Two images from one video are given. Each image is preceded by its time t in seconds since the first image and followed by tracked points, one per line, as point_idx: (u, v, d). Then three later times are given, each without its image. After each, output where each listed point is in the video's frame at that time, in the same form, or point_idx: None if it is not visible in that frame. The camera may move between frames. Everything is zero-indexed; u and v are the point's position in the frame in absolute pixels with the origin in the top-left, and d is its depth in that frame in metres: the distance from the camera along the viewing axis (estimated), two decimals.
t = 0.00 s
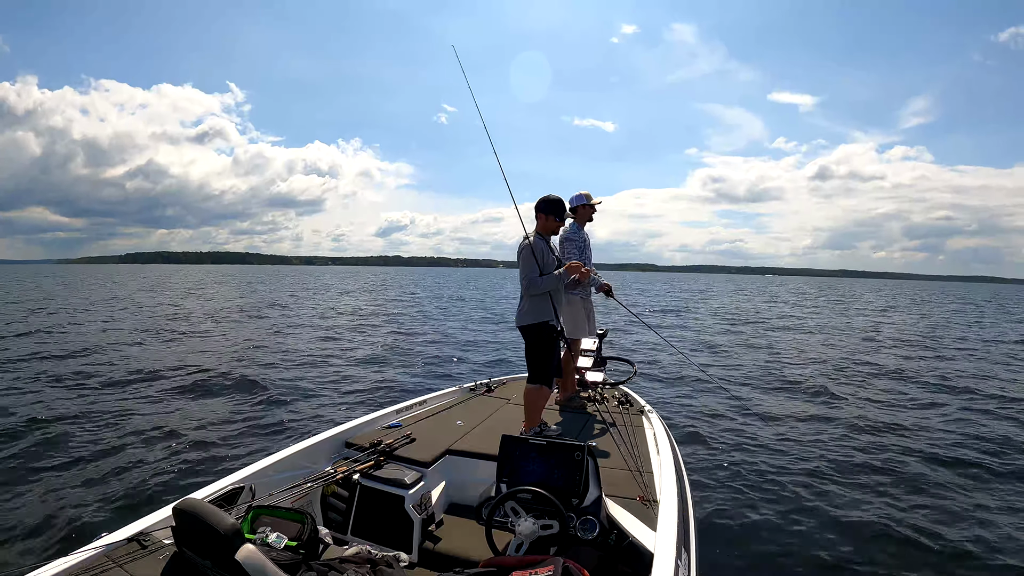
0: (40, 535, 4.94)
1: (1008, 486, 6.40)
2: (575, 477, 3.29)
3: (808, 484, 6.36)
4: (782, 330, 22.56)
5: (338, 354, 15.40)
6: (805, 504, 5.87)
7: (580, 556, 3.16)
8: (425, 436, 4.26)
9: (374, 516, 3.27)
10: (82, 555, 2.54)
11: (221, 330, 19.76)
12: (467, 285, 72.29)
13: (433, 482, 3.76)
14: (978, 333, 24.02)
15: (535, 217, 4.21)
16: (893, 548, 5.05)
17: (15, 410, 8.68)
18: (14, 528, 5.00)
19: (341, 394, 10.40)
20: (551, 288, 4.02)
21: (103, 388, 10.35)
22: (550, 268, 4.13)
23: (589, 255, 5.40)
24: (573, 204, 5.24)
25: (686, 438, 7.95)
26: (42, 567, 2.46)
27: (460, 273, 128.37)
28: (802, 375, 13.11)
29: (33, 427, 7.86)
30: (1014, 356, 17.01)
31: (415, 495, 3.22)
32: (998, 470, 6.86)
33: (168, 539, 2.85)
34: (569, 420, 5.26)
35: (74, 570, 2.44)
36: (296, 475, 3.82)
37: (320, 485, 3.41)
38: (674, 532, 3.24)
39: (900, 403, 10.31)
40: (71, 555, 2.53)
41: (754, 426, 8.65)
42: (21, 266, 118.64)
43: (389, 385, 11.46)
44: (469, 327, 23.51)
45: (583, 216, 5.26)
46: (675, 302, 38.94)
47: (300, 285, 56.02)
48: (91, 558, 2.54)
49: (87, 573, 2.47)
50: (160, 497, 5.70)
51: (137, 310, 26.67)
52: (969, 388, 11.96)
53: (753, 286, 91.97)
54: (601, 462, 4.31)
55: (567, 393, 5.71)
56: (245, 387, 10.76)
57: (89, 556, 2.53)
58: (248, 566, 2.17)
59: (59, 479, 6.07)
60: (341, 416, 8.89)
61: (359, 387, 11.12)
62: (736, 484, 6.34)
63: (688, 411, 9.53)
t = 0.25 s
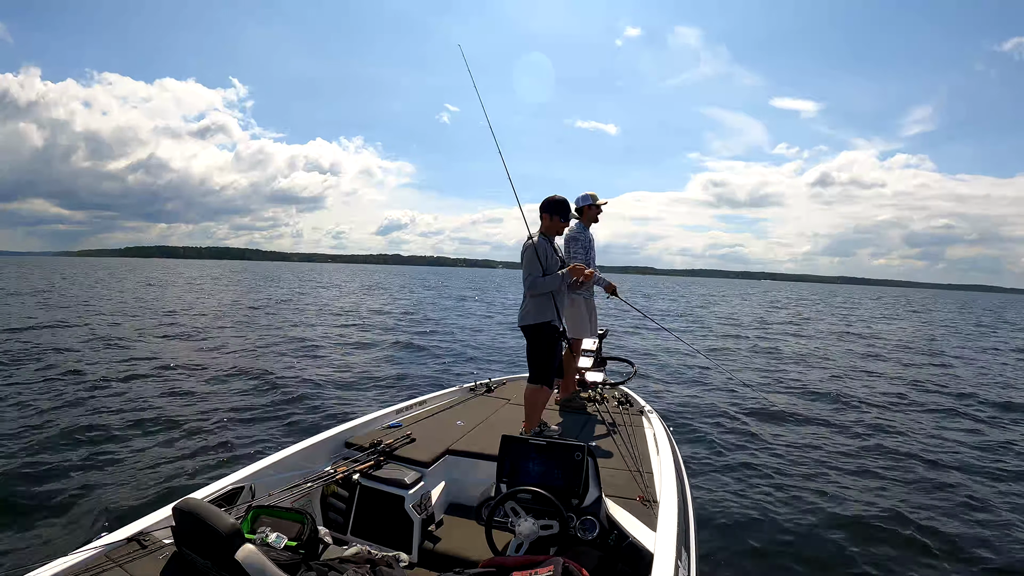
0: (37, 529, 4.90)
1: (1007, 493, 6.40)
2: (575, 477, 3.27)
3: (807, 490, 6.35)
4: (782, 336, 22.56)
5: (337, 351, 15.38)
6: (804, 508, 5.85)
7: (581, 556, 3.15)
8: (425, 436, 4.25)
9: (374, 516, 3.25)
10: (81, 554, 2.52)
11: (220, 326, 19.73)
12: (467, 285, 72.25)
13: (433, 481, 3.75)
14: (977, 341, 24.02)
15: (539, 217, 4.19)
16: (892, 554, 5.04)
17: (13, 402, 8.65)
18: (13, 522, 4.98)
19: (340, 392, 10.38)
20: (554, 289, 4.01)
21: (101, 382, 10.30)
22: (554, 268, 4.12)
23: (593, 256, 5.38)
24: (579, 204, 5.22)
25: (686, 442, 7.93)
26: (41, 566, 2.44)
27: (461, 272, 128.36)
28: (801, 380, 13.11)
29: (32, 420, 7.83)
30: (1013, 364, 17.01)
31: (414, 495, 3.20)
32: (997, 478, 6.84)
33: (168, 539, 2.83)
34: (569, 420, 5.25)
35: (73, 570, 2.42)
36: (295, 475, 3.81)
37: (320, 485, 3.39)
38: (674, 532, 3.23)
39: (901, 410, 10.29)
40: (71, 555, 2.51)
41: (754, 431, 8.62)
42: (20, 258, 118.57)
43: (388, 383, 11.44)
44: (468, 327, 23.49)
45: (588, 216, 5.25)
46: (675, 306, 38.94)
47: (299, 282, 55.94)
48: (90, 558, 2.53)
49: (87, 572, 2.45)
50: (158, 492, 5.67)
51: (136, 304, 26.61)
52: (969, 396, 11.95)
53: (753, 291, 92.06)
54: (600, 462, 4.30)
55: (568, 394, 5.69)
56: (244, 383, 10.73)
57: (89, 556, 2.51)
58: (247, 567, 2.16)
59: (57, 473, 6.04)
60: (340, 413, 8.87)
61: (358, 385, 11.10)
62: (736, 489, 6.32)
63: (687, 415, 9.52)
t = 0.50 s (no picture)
0: (37, 523, 4.90)
1: (1005, 497, 6.41)
2: (575, 477, 3.28)
3: (806, 491, 6.35)
4: (782, 337, 22.57)
5: (337, 348, 15.37)
6: (803, 510, 5.86)
7: (581, 556, 3.15)
8: (425, 436, 4.24)
9: (374, 515, 3.26)
10: (81, 554, 2.52)
11: (220, 320, 19.71)
12: (467, 282, 72.25)
13: (433, 481, 3.75)
14: (976, 345, 24.04)
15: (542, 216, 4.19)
16: (890, 557, 5.05)
17: (12, 396, 8.63)
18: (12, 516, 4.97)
19: (339, 388, 10.36)
20: (556, 289, 4.01)
21: (100, 376, 10.28)
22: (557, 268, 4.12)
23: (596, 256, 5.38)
24: (583, 204, 5.22)
25: (685, 443, 7.93)
26: (41, 566, 2.44)
27: (461, 270, 128.36)
28: (800, 381, 13.12)
29: (31, 413, 7.81)
30: (1012, 368, 17.03)
31: (415, 495, 3.20)
32: (995, 481, 6.85)
33: (168, 538, 2.83)
34: (569, 420, 5.25)
35: (73, 570, 2.42)
36: (295, 474, 3.80)
37: (319, 485, 3.39)
38: (674, 531, 3.23)
39: (900, 413, 10.29)
40: (71, 554, 2.51)
41: (753, 432, 8.63)
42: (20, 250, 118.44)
43: (388, 381, 11.43)
44: (468, 325, 23.48)
45: (592, 216, 5.24)
46: (674, 306, 38.94)
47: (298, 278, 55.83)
48: (90, 557, 2.53)
49: (87, 572, 2.45)
50: (157, 488, 5.65)
51: (136, 298, 26.56)
52: (968, 399, 11.96)
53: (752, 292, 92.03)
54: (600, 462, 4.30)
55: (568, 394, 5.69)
56: (243, 379, 10.71)
57: (88, 556, 2.51)
58: (247, 567, 2.16)
59: (57, 467, 6.03)
60: (339, 410, 8.86)
61: (358, 382, 11.09)
62: (734, 490, 6.32)
63: (686, 415, 9.52)
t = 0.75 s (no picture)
0: (37, 524, 4.90)
1: (1006, 493, 6.41)
2: (575, 477, 3.28)
3: (806, 489, 6.35)
4: (782, 335, 22.54)
5: (337, 347, 15.37)
6: (803, 508, 5.86)
7: (581, 556, 3.15)
8: (425, 436, 4.24)
9: (374, 515, 3.26)
10: (81, 554, 2.52)
11: (220, 320, 19.70)
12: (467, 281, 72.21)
13: (433, 481, 3.75)
14: (977, 341, 24.01)
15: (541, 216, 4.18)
16: (890, 554, 5.05)
17: (13, 397, 8.63)
18: (12, 517, 4.98)
19: (340, 388, 10.36)
20: (555, 289, 4.01)
21: (101, 377, 10.28)
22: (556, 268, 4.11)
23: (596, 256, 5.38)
24: (586, 204, 5.21)
25: (685, 441, 7.93)
26: (41, 565, 2.44)
27: (461, 269, 128.32)
28: (801, 379, 13.10)
29: (31, 414, 7.82)
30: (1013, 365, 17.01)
31: (414, 495, 3.20)
32: (996, 478, 6.85)
33: (168, 538, 2.83)
34: (568, 420, 5.25)
35: (73, 570, 2.42)
36: (295, 474, 3.80)
37: (319, 485, 3.39)
38: (674, 532, 3.23)
39: (901, 410, 10.29)
40: (70, 554, 2.51)
41: (754, 430, 8.63)
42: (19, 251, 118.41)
43: (388, 380, 11.42)
44: (468, 324, 23.46)
45: (594, 217, 5.24)
46: (675, 304, 38.91)
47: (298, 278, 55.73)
48: (90, 557, 2.53)
49: (86, 572, 2.45)
50: (157, 488, 5.66)
51: (136, 299, 26.54)
52: (968, 396, 11.95)
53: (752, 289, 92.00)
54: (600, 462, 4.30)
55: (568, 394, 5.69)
56: (243, 379, 10.71)
57: (89, 555, 2.51)
58: (247, 567, 2.16)
59: (57, 468, 6.03)
60: (340, 410, 8.86)
61: (358, 381, 11.07)
62: (735, 488, 6.33)
63: (687, 413, 9.52)
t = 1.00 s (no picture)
0: (38, 530, 4.90)
1: (1007, 487, 6.41)
2: (575, 477, 3.28)
3: (807, 485, 6.35)
4: (783, 331, 22.53)
5: (337, 351, 15.36)
6: (804, 504, 5.86)
7: (581, 556, 3.16)
8: (425, 436, 4.25)
9: (374, 516, 3.26)
10: (82, 554, 2.52)
11: (220, 325, 19.69)
12: (467, 282, 72.17)
13: (433, 481, 3.75)
14: (978, 334, 23.99)
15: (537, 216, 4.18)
16: (892, 549, 5.05)
17: (12, 404, 8.62)
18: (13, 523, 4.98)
19: (340, 392, 10.35)
20: (552, 288, 4.01)
21: (101, 383, 10.28)
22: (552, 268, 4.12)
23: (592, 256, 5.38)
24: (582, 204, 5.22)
25: (686, 438, 7.94)
26: (41, 566, 2.44)
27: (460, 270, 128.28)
28: (802, 375, 13.10)
29: (32, 421, 7.81)
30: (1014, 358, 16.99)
31: (415, 495, 3.21)
32: (997, 472, 6.85)
33: (168, 538, 2.83)
34: (568, 420, 5.25)
35: (73, 570, 2.42)
36: (295, 474, 3.81)
37: (319, 485, 3.39)
38: (674, 532, 3.24)
39: (902, 405, 10.29)
40: (70, 555, 2.51)
41: (755, 427, 8.63)
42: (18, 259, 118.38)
43: (389, 383, 11.41)
44: (468, 325, 23.44)
45: (590, 217, 5.25)
46: (675, 301, 38.88)
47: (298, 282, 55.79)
48: (90, 557, 2.53)
49: (86, 572, 2.45)
50: (158, 493, 5.67)
51: (135, 305, 26.53)
52: (970, 390, 11.95)
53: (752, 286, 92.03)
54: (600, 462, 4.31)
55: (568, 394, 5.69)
56: (244, 383, 10.71)
57: (89, 555, 2.52)
58: (247, 567, 2.16)
59: (58, 474, 6.03)
60: (341, 413, 8.86)
61: (358, 384, 11.07)
62: (736, 484, 6.33)
63: (688, 411, 9.52)
